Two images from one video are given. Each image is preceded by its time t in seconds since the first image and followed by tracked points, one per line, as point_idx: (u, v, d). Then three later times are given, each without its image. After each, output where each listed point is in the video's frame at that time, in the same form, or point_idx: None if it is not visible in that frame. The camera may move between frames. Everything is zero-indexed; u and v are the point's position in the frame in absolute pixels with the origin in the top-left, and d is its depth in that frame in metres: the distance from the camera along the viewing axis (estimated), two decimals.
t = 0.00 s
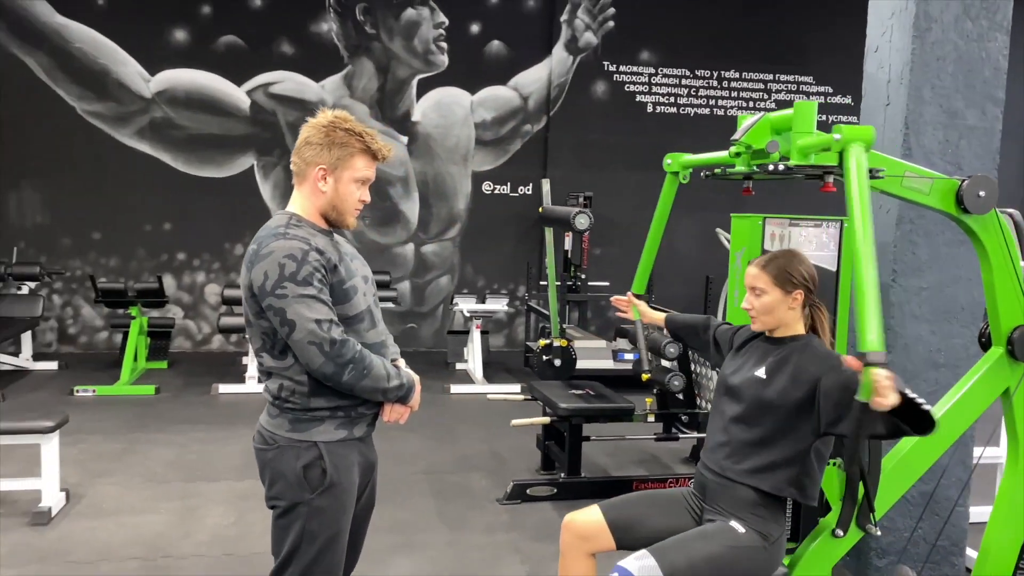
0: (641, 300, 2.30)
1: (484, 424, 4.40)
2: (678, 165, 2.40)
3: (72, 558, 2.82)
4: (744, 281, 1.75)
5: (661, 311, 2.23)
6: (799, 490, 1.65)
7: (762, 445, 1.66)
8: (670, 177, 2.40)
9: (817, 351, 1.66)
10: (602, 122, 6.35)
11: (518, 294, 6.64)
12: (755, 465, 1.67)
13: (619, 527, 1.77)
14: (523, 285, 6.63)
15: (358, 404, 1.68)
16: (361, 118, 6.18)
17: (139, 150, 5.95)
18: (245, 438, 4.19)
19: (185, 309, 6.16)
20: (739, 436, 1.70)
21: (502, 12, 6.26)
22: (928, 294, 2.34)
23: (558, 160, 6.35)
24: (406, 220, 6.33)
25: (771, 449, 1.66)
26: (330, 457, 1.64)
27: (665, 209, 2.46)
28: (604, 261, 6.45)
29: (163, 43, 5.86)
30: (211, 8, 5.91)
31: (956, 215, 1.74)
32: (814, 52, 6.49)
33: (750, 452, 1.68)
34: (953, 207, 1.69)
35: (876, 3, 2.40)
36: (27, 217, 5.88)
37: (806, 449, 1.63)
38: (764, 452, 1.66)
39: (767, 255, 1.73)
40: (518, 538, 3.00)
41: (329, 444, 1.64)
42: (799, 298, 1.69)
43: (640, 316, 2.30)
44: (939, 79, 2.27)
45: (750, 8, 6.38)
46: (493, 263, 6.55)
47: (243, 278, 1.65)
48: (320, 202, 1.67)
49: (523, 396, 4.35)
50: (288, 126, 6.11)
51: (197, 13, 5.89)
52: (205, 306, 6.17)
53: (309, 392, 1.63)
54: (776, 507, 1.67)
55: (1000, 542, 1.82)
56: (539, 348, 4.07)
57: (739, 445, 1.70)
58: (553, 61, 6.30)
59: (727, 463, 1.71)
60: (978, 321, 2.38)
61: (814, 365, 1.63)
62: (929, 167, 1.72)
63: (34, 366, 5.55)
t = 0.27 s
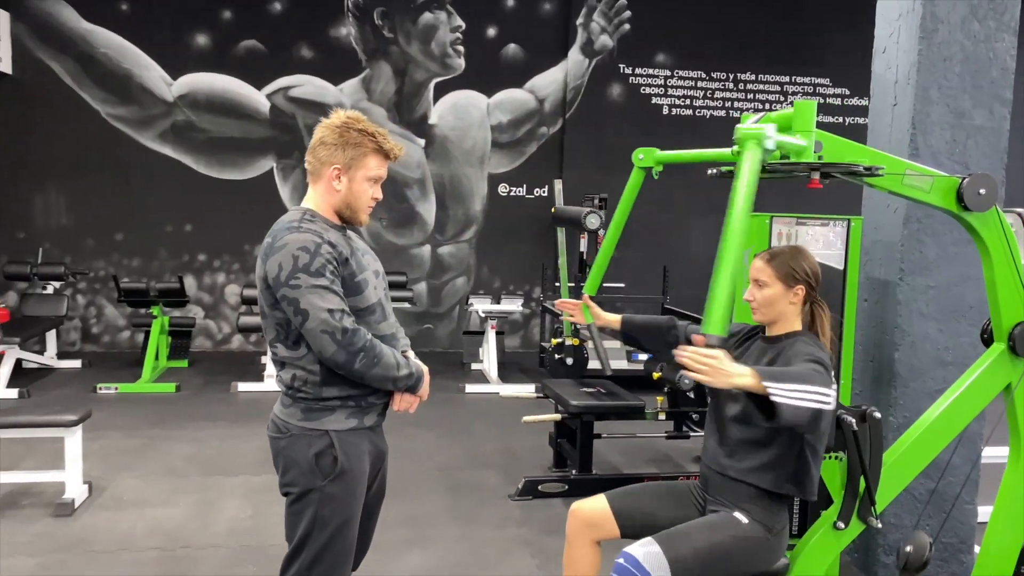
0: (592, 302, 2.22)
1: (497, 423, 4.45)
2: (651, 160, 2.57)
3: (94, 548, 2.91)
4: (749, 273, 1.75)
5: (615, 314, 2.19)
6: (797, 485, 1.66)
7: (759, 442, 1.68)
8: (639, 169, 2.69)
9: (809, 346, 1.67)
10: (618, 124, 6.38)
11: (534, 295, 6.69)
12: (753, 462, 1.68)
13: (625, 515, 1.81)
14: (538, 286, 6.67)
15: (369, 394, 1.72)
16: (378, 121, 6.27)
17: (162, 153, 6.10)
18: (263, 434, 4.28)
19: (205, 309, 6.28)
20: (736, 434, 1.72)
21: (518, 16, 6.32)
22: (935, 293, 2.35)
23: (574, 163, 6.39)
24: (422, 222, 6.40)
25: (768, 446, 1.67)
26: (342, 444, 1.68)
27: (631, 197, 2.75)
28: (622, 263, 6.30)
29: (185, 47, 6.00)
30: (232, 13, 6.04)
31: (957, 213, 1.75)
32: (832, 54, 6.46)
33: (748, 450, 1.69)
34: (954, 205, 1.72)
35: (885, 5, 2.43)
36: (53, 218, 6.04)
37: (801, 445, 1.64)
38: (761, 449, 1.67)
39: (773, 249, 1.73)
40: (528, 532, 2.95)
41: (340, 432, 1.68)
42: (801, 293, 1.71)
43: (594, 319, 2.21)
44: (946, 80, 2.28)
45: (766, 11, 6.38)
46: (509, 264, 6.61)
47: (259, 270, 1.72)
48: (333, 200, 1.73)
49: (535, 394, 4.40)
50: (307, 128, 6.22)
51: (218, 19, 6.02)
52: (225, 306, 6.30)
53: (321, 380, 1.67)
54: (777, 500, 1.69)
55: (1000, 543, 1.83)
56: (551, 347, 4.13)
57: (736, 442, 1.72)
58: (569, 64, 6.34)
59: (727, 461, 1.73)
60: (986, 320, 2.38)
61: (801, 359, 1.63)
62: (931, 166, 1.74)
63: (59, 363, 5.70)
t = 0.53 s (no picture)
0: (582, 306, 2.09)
1: (508, 420, 4.51)
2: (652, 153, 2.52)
3: (118, 536, 2.95)
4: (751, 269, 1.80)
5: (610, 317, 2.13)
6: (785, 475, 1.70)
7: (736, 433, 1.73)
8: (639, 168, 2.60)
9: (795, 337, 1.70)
10: (631, 127, 6.41)
11: (547, 297, 6.75)
12: (731, 451, 1.74)
13: (630, 506, 1.86)
14: (551, 287, 6.73)
15: (382, 386, 1.77)
16: (394, 124, 6.36)
17: (181, 155, 6.23)
18: (279, 431, 4.36)
19: (223, 309, 6.41)
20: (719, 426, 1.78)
21: (532, 20, 6.39)
22: (939, 291, 2.38)
23: (587, 165, 6.44)
24: (437, 223, 6.48)
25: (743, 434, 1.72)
26: (355, 433, 1.72)
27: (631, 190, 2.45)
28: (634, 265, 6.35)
29: (205, 52, 6.14)
30: (251, 18, 6.16)
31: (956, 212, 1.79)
32: (846, 56, 6.46)
33: (728, 441, 1.75)
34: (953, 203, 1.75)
35: (889, 8, 2.46)
36: (76, 219, 6.19)
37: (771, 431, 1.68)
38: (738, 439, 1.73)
39: (776, 246, 1.77)
40: (539, 526, 2.97)
41: (354, 422, 1.73)
42: (801, 289, 1.75)
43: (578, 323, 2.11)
44: (950, 81, 2.32)
45: (779, 14, 6.40)
46: (522, 266, 6.67)
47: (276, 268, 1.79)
48: (347, 198, 1.80)
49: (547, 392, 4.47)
50: (323, 131, 6.33)
51: (237, 24, 6.15)
52: (242, 306, 6.42)
53: (336, 372, 1.72)
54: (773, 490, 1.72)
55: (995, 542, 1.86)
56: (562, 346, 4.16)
57: (719, 434, 1.78)
58: (583, 67, 6.40)
59: (710, 452, 1.79)
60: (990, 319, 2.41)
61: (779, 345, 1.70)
62: (930, 165, 1.78)
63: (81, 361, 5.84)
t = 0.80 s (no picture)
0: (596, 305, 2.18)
1: (520, 419, 4.59)
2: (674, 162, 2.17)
3: (143, 528, 3.03)
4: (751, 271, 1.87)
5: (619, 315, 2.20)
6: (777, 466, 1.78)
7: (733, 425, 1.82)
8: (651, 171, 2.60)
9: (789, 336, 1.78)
10: (643, 131, 6.48)
11: (559, 299, 6.82)
12: (727, 443, 1.82)
13: (637, 498, 1.92)
14: (563, 289, 6.80)
15: (399, 381, 1.85)
16: (408, 129, 6.47)
17: (200, 159, 6.38)
18: (296, 429, 4.47)
19: (241, 310, 6.54)
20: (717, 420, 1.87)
21: (545, 25, 6.47)
22: (941, 293, 2.43)
23: (599, 168, 6.50)
24: (451, 226, 6.58)
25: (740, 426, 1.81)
26: (374, 426, 1.80)
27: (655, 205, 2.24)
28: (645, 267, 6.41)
29: (224, 58, 6.28)
30: (269, 25, 6.30)
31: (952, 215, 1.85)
32: (857, 60, 6.50)
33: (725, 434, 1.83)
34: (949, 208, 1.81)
35: (892, 16, 2.52)
36: (98, 222, 6.36)
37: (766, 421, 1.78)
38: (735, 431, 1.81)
39: (776, 248, 1.84)
40: (550, 520, 3.05)
41: (373, 415, 1.81)
42: (799, 289, 1.82)
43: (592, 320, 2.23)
44: (952, 87, 2.37)
45: (790, 18, 6.45)
46: (534, 268, 6.75)
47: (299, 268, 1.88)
48: (365, 201, 1.89)
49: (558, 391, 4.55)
50: (339, 136, 6.45)
51: (255, 30, 6.29)
52: (260, 308, 6.55)
53: (355, 367, 1.80)
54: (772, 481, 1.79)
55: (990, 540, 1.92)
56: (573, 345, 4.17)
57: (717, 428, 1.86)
58: (595, 72, 6.47)
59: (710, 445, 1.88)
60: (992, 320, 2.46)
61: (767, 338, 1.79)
62: (927, 171, 1.84)
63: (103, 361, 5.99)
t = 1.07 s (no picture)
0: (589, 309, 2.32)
1: (528, 420, 4.65)
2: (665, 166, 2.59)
3: (160, 524, 3.09)
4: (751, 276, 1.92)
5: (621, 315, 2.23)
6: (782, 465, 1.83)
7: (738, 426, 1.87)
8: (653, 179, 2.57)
9: (797, 339, 1.83)
10: (651, 134, 6.53)
11: (568, 301, 6.88)
12: (732, 443, 1.88)
13: (641, 496, 1.97)
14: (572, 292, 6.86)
15: (410, 381, 1.91)
16: (419, 133, 6.55)
17: (214, 163, 6.48)
18: (307, 429, 4.54)
19: (254, 312, 6.65)
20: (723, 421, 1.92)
21: (554, 31, 6.54)
22: (941, 297, 2.48)
23: (607, 172, 6.56)
24: (461, 229, 6.65)
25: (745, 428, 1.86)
26: (386, 425, 1.86)
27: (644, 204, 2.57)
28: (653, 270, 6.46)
29: (237, 64, 6.39)
30: (281, 31, 6.40)
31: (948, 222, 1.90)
32: (864, 64, 6.52)
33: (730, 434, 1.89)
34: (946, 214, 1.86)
35: (894, 25, 2.57)
36: (113, 225, 6.48)
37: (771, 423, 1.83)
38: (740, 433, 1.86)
39: (775, 253, 1.90)
40: (557, 519, 3.11)
41: (385, 414, 1.87)
42: (799, 293, 1.88)
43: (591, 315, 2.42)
44: (952, 95, 2.42)
45: (798, 23, 6.48)
46: (543, 271, 6.81)
47: (314, 273, 1.94)
48: (377, 208, 1.96)
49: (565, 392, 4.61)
50: (351, 140, 6.55)
51: (268, 36, 6.40)
52: (272, 310, 6.65)
53: (368, 368, 1.87)
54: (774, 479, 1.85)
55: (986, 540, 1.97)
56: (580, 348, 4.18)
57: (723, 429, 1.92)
58: (603, 77, 6.53)
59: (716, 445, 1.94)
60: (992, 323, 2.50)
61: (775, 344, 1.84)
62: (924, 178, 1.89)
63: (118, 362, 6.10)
